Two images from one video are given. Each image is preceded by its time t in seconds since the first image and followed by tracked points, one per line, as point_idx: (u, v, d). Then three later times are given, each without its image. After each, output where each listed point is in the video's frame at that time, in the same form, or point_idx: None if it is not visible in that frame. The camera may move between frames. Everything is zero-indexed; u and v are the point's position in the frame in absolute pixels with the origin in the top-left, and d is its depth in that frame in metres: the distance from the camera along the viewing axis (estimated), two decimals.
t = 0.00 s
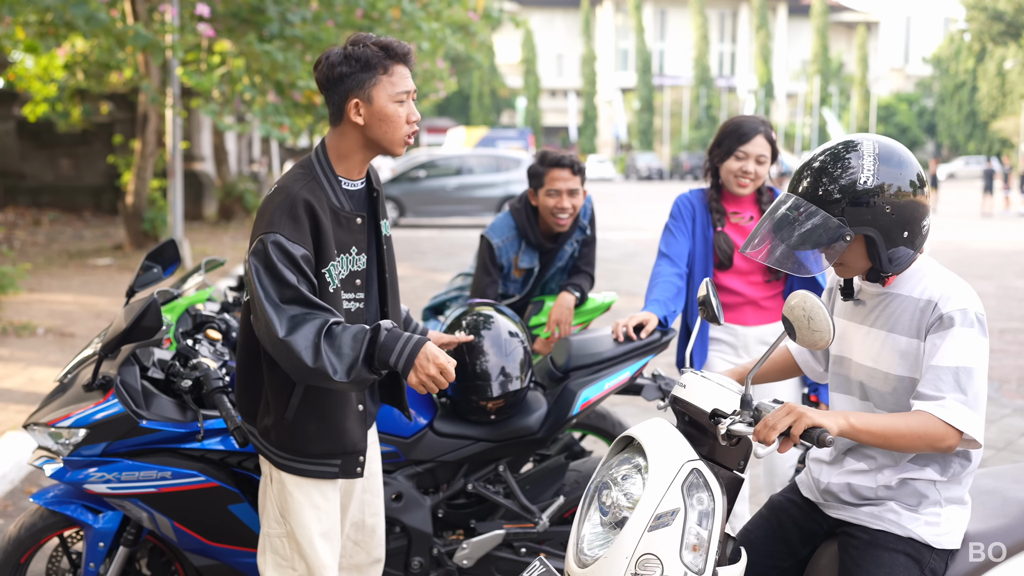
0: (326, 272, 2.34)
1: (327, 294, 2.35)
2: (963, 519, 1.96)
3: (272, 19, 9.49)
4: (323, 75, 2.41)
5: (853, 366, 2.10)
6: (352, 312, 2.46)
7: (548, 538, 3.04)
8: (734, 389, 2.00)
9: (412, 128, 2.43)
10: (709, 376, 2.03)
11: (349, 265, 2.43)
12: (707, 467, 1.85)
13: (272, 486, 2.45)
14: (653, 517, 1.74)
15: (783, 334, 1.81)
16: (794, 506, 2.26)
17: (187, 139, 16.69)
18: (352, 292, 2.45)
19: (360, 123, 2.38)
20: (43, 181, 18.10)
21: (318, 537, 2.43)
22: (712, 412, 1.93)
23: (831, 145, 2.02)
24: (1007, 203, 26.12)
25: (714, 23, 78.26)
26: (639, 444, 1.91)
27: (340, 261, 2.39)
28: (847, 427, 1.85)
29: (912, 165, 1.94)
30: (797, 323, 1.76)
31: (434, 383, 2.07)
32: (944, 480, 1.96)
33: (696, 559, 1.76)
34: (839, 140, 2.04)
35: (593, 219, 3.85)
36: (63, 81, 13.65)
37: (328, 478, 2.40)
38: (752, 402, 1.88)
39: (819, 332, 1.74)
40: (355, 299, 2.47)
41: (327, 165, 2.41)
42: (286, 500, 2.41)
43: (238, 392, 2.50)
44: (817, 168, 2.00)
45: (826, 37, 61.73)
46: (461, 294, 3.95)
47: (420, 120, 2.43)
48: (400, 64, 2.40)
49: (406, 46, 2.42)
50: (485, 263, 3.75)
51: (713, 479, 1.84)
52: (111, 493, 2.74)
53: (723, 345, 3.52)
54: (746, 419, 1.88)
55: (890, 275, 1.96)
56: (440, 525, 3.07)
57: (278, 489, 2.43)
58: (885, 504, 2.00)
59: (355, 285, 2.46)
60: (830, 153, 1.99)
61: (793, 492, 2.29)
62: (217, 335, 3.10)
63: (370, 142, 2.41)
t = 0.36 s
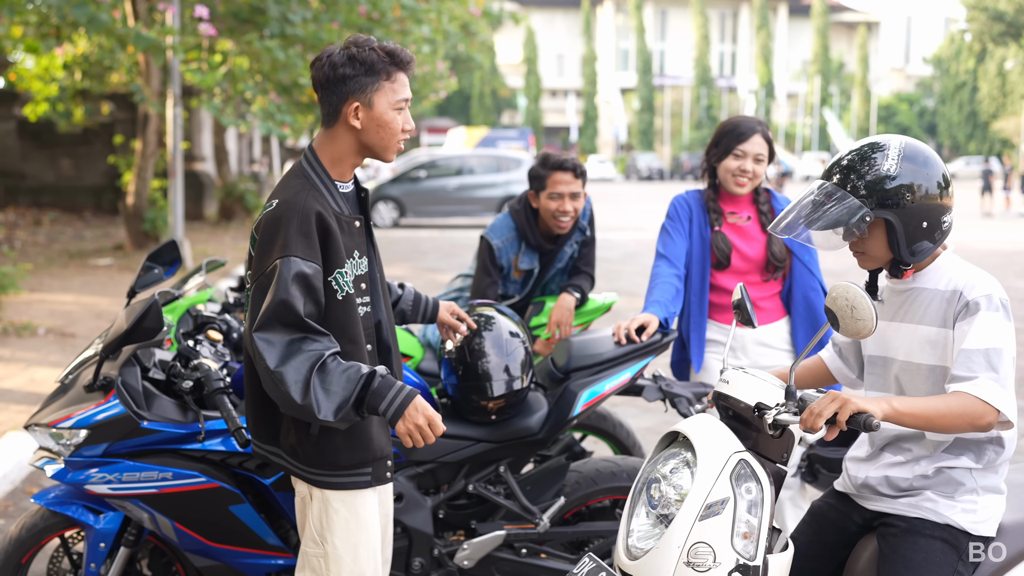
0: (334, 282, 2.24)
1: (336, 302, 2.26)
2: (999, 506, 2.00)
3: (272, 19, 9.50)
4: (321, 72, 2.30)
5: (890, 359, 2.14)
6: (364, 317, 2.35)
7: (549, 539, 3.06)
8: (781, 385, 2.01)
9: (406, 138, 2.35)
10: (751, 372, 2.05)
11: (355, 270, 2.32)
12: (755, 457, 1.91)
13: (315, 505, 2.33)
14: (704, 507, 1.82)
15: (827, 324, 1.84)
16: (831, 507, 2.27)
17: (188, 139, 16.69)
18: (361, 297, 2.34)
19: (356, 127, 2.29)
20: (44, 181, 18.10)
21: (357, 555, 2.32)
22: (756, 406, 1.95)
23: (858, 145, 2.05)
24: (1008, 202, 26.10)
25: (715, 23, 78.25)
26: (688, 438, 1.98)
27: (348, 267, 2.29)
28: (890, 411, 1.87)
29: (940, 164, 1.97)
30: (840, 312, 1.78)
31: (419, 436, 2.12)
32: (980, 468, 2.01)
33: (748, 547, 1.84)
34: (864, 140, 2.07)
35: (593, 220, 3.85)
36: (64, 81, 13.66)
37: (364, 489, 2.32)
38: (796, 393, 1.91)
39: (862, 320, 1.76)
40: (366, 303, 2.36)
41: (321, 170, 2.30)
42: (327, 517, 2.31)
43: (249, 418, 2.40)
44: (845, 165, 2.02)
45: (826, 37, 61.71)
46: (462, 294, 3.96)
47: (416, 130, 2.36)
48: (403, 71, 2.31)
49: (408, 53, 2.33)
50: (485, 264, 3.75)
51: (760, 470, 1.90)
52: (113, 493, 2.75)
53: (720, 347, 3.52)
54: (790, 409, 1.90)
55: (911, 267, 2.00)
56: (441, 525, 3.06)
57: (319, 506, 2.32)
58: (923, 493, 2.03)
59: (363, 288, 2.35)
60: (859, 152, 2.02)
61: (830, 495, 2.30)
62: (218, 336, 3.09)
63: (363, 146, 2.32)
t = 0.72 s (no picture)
0: (328, 287, 2.23)
1: (327, 308, 2.24)
2: None
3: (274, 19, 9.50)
4: (332, 66, 2.26)
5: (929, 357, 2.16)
6: (365, 319, 2.32)
7: (550, 540, 3.06)
8: (828, 384, 2.08)
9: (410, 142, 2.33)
10: (801, 373, 2.12)
11: (355, 272, 2.29)
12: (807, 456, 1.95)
13: (312, 507, 2.31)
14: (759, 505, 1.86)
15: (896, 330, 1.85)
16: (870, 505, 2.31)
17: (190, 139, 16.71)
18: (363, 299, 2.31)
19: (361, 126, 2.25)
20: (45, 181, 18.11)
21: (352, 558, 2.34)
22: (812, 408, 2.00)
23: (895, 146, 2.14)
24: (1009, 203, 26.05)
25: (716, 23, 78.27)
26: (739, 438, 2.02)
27: (346, 270, 2.27)
28: (954, 414, 1.89)
29: (979, 162, 2.05)
30: (914, 320, 1.79)
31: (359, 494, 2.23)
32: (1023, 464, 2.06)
33: (804, 544, 1.86)
34: (901, 142, 2.15)
35: (595, 222, 3.85)
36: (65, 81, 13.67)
37: (325, 492, 2.27)
38: (859, 395, 1.97)
39: (936, 328, 1.76)
40: (369, 306, 2.33)
41: (318, 170, 2.27)
42: (325, 519, 2.30)
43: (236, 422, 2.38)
44: (884, 164, 2.11)
45: (827, 37, 61.69)
46: (463, 295, 3.97)
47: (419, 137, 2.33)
48: (414, 76, 2.29)
49: (421, 58, 2.30)
50: (486, 266, 3.76)
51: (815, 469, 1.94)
52: (114, 494, 2.76)
53: (720, 348, 3.51)
54: (853, 411, 1.96)
55: (947, 261, 2.06)
56: (441, 526, 3.07)
57: (317, 507, 2.31)
58: (968, 490, 2.07)
59: (367, 291, 2.32)
60: (896, 153, 2.11)
61: (869, 492, 2.35)
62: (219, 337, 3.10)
63: (363, 145, 2.28)
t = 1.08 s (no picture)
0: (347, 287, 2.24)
1: (347, 310, 2.25)
2: None
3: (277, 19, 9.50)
4: (356, 72, 2.27)
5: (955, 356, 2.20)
6: (384, 323, 2.33)
7: (552, 541, 3.07)
8: (851, 386, 2.09)
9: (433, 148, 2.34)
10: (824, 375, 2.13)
11: (375, 276, 2.30)
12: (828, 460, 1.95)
13: (330, 505, 2.31)
14: (779, 508, 1.86)
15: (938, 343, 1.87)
16: (885, 505, 2.37)
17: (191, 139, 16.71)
18: (381, 303, 2.32)
19: (384, 132, 2.26)
20: (46, 182, 18.10)
21: (368, 554, 2.34)
22: (841, 414, 2.02)
23: (930, 147, 2.18)
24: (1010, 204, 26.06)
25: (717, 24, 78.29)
26: (756, 439, 2.03)
27: (365, 273, 2.27)
28: (990, 424, 1.95)
29: (1014, 159, 2.08)
30: (962, 334, 1.81)
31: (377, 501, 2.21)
32: None
33: (825, 548, 1.87)
34: (934, 142, 2.19)
35: (596, 222, 3.85)
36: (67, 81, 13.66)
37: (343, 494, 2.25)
38: (894, 404, 1.95)
39: (984, 343, 1.79)
40: (388, 310, 2.33)
41: (340, 173, 2.28)
42: (342, 516, 2.31)
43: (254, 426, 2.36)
44: (920, 165, 2.15)
45: (827, 37, 61.67)
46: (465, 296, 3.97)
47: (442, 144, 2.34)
48: (437, 84, 2.30)
49: (445, 65, 2.31)
50: (487, 266, 3.76)
51: (836, 471, 1.93)
52: (117, 494, 2.76)
53: (725, 349, 3.50)
54: (889, 421, 1.95)
55: (989, 259, 2.12)
56: (444, 526, 3.09)
57: (334, 504, 2.31)
58: (987, 492, 2.13)
59: (386, 295, 2.33)
60: (931, 153, 2.15)
61: (882, 492, 2.40)
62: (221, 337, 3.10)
63: (385, 150, 2.29)
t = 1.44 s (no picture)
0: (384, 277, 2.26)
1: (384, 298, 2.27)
2: None
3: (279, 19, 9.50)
4: (384, 72, 2.33)
5: (953, 356, 2.21)
6: (417, 315, 2.34)
7: (554, 541, 3.07)
8: (857, 386, 2.10)
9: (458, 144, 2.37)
10: (831, 378, 2.12)
11: (411, 268, 2.33)
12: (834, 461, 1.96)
13: (374, 498, 2.34)
14: (785, 510, 1.86)
15: (967, 357, 1.88)
16: (887, 507, 2.37)
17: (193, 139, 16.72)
18: (416, 295, 2.34)
19: (410, 127, 2.31)
20: (48, 182, 18.11)
21: (406, 552, 2.35)
22: (858, 420, 2.02)
23: (932, 142, 2.18)
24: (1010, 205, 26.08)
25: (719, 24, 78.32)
26: (762, 441, 2.03)
27: (402, 264, 2.30)
28: (1009, 435, 1.95)
29: (1018, 159, 2.09)
30: (998, 350, 1.81)
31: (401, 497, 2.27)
32: None
33: (831, 549, 1.86)
34: (936, 139, 2.20)
35: (602, 223, 3.85)
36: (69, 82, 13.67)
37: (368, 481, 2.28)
38: (917, 414, 1.94)
39: (1015, 360, 1.80)
40: (422, 302, 2.35)
41: (376, 169, 2.32)
42: (380, 512, 2.34)
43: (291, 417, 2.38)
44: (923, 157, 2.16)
45: (829, 38, 61.66)
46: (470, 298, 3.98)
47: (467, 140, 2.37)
48: (460, 80, 2.34)
49: (468, 62, 2.35)
50: (494, 269, 3.78)
51: (840, 471, 1.94)
52: (120, 494, 2.77)
53: (728, 349, 3.51)
54: (911, 431, 1.93)
55: (985, 256, 2.12)
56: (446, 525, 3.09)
57: (372, 499, 2.34)
58: (988, 492, 2.13)
59: (420, 288, 2.35)
60: (934, 148, 2.15)
61: (885, 494, 2.41)
62: (224, 337, 3.10)
63: (414, 145, 2.33)
